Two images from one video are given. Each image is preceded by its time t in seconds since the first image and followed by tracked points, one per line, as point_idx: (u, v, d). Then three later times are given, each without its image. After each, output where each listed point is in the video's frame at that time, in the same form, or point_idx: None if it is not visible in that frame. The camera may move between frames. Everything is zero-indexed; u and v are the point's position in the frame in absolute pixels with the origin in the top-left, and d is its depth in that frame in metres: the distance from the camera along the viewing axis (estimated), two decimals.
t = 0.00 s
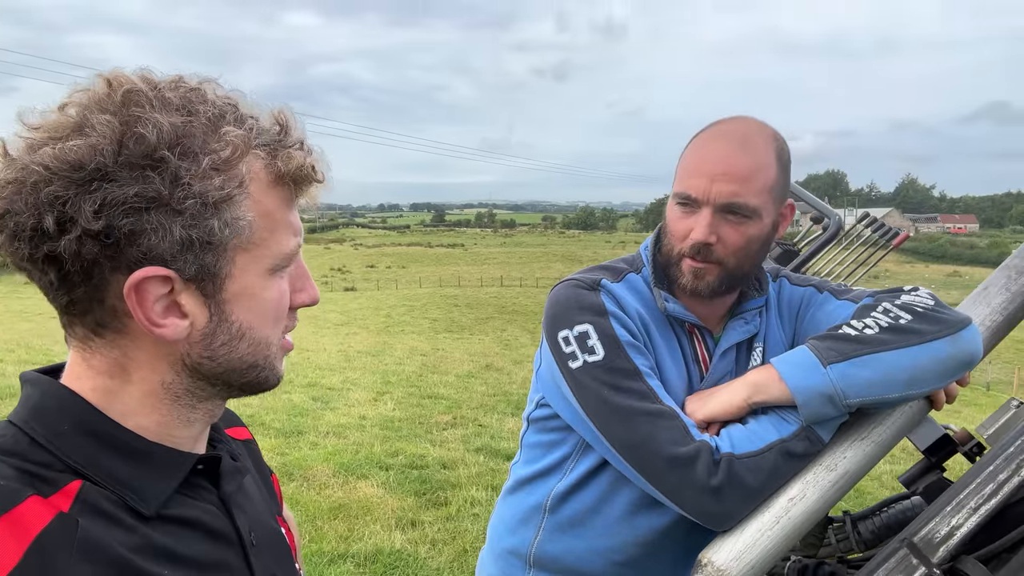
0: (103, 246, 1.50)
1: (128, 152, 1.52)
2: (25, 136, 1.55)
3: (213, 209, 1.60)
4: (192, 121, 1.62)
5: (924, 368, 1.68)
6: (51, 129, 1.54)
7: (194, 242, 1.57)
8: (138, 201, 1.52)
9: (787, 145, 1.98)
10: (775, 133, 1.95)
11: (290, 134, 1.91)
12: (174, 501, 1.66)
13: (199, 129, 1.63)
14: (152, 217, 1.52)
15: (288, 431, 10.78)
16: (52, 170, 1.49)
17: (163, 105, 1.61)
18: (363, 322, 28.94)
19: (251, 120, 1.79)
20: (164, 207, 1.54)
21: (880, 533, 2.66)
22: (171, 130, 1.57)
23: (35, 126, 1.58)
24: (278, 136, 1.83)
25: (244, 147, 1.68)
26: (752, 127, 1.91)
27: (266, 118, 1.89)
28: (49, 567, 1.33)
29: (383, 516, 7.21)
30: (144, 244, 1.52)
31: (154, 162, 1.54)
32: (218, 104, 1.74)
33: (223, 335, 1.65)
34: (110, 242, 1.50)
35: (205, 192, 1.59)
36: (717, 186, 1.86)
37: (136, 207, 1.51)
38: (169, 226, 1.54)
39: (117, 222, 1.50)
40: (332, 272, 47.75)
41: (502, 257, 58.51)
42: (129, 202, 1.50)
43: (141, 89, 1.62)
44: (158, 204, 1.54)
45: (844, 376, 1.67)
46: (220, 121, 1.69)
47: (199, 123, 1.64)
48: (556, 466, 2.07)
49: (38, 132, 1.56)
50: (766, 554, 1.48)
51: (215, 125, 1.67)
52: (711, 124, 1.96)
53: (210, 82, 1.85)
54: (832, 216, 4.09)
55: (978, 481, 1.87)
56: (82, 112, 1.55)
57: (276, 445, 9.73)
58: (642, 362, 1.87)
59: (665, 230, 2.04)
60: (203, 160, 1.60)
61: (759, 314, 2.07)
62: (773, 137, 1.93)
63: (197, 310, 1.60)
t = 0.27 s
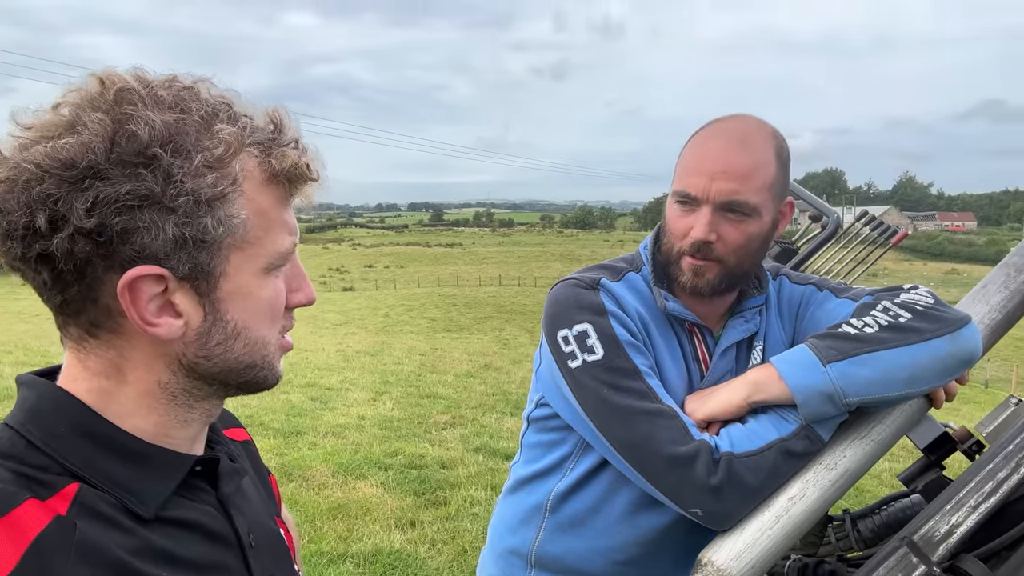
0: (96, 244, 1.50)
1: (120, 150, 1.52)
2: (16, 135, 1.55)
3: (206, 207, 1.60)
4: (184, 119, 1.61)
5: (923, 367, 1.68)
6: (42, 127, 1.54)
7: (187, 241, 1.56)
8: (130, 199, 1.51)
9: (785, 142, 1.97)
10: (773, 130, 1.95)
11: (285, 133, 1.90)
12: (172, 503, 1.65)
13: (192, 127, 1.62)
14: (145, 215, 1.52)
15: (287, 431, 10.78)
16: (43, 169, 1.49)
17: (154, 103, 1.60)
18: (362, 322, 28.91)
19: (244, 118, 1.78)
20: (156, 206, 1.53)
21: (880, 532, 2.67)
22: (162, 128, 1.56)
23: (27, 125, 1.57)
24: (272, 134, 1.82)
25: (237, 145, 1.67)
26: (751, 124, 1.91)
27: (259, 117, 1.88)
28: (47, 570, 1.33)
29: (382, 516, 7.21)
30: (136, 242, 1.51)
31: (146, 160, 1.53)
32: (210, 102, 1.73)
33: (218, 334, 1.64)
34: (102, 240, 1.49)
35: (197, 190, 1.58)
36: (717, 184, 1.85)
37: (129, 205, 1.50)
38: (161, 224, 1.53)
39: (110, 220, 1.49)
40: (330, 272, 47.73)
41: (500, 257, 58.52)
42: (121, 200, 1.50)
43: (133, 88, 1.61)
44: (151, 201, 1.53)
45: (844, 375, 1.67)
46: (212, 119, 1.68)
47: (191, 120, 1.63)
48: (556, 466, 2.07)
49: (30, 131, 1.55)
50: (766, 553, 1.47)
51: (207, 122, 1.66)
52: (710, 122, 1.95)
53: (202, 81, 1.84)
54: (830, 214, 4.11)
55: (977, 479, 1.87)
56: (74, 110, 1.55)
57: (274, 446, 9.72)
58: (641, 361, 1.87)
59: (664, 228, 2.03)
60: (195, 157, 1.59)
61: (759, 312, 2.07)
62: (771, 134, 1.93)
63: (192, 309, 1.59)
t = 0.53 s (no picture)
0: (90, 239, 1.49)
1: (114, 146, 1.51)
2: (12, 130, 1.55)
3: (200, 204, 1.59)
4: (181, 115, 1.61)
5: (921, 362, 1.68)
6: (38, 123, 1.54)
7: (181, 237, 1.55)
8: (124, 195, 1.50)
9: (783, 138, 1.97)
10: (770, 125, 1.95)
11: (282, 131, 1.89)
12: (169, 501, 1.64)
13: (188, 123, 1.61)
14: (140, 210, 1.51)
15: (285, 431, 10.77)
16: (37, 165, 1.48)
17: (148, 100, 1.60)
18: (360, 322, 28.89)
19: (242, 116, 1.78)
20: (150, 202, 1.53)
21: (878, 528, 2.65)
22: (158, 124, 1.56)
23: (24, 121, 1.57)
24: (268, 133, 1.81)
25: (232, 143, 1.67)
26: (748, 120, 1.91)
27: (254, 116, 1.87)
28: (44, 567, 1.32)
29: (381, 515, 7.20)
30: (129, 238, 1.50)
31: (140, 156, 1.52)
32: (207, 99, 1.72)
33: (212, 331, 1.63)
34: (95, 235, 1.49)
35: (190, 186, 1.57)
36: (715, 180, 1.85)
37: (123, 201, 1.50)
38: (153, 220, 1.52)
39: (104, 216, 1.48)
40: (328, 272, 47.68)
41: (498, 256, 58.50)
42: (114, 196, 1.49)
43: (128, 83, 1.60)
44: (145, 197, 1.52)
45: (841, 371, 1.67)
46: (209, 115, 1.68)
47: (186, 117, 1.62)
48: (554, 463, 2.07)
49: (26, 127, 1.55)
50: (764, 548, 1.48)
51: (202, 119, 1.66)
52: (707, 118, 1.95)
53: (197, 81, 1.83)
54: (828, 210, 4.08)
55: (975, 474, 1.87)
56: (70, 106, 1.54)
57: (273, 446, 9.71)
58: (639, 358, 1.87)
59: (662, 224, 2.03)
60: (188, 153, 1.58)
61: (758, 308, 2.07)
62: (768, 130, 1.93)
63: (185, 306, 1.59)
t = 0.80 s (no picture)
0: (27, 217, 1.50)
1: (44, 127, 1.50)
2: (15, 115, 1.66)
3: (75, 181, 1.46)
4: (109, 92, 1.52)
5: (920, 362, 1.68)
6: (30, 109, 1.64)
7: (69, 219, 1.45)
8: (43, 174, 1.48)
9: (781, 137, 1.97)
10: (768, 125, 1.94)
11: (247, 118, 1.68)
12: (165, 509, 1.63)
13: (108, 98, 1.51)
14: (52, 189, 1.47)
15: (283, 431, 10.76)
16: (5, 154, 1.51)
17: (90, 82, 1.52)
18: (358, 321, 28.87)
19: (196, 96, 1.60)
20: (47, 177, 1.48)
21: (878, 527, 2.65)
22: (78, 103, 1.49)
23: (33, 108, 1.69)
24: (205, 116, 1.57)
25: (126, 118, 1.48)
26: (745, 120, 1.90)
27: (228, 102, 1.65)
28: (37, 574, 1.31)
29: (379, 515, 7.19)
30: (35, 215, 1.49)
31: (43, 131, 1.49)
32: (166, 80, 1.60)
33: (98, 331, 1.46)
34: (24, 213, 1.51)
35: (66, 162, 1.46)
36: (713, 180, 1.84)
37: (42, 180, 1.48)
38: (43, 195, 1.47)
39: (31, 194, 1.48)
40: (325, 271, 47.62)
41: (496, 254, 58.47)
42: (28, 172, 1.49)
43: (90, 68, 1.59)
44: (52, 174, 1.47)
45: (841, 372, 1.66)
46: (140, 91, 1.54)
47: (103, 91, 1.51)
48: (553, 464, 2.06)
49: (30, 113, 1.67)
50: (764, 550, 1.47)
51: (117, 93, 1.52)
52: (704, 118, 1.93)
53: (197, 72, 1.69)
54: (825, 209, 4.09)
55: (975, 474, 1.86)
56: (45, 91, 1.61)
57: (271, 446, 9.69)
58: (638, 359, 1.86)
59: (660, 225, 2.02)
60: (73, 125, 1.47)
61: (756, 309, 2.06)
62: (766, 130, 1.92)
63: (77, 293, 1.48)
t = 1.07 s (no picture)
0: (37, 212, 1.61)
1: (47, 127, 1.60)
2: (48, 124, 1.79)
3: (59, 175, 1.53)
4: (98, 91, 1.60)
5: (923, 357, 1.68)
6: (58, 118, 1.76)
7: (56, 210, 1.52)
8: (43, 170, 1.58)
9: (782, 133, 1.97)
10: (768, 121, 1.94)
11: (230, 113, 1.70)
12: (175, 507, 1.62)
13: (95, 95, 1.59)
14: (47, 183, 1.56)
15: (282, 430, 10.76)
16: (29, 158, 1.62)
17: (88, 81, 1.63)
18: (356, 321, 28.85)
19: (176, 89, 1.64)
20: (41, 174, 1.57)
21: (879, 522, 2.65)
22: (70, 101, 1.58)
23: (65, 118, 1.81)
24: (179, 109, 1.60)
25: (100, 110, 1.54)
26: (746, 116, 1.90)
27: (211, 95, 1.71)
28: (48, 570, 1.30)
29: (379, 514, 7.18)
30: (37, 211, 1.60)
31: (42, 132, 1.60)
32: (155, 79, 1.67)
33: (73, 319, 1.50)
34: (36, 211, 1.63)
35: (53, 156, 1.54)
36: (716, 176, 1.84)
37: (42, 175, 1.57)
38: (38, 190, 1.57)
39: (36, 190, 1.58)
40: (323, 271, 47.57)
41: (493, 253, 58.47)
42: (32, 171, 1.60)
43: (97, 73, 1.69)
44: (47, 169, 1.56)
45: (844, 367, 1.66)
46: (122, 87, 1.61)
47: (92, 87, 1.61)
48: (556, 461, 2.06)
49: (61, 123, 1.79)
50: (767, 546, 1.47)
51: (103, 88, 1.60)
52: (705, 115, 1.94)
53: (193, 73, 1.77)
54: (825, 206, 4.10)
55: (976, 469, 1.87)
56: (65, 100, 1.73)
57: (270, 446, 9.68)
58: (640, 355, 1.86)
59: (662, 221, 2.02)
60: (58, 122, 1.56)
61: (759, 304, 2.06)
62: (767, 125, 1.92)
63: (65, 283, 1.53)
